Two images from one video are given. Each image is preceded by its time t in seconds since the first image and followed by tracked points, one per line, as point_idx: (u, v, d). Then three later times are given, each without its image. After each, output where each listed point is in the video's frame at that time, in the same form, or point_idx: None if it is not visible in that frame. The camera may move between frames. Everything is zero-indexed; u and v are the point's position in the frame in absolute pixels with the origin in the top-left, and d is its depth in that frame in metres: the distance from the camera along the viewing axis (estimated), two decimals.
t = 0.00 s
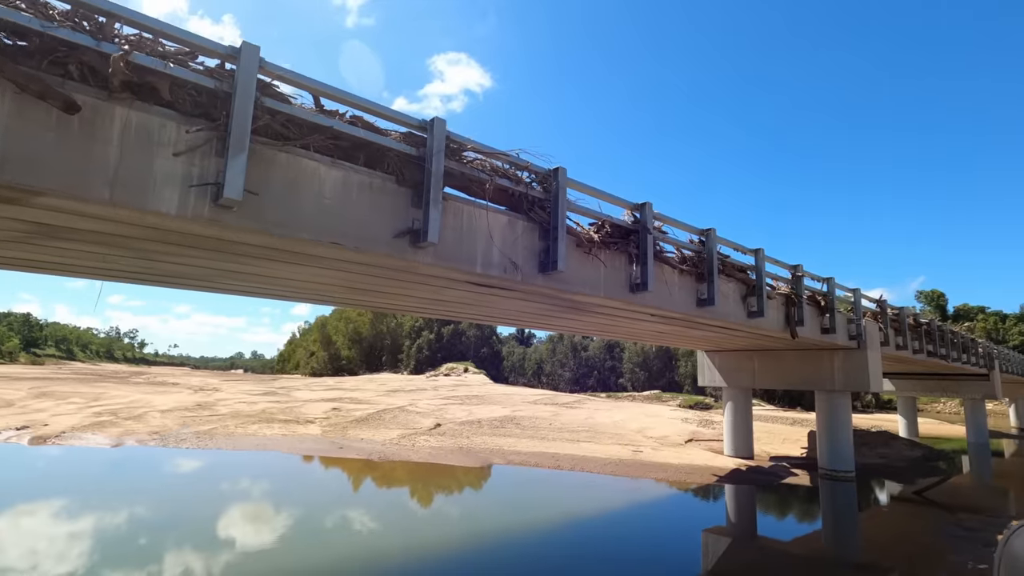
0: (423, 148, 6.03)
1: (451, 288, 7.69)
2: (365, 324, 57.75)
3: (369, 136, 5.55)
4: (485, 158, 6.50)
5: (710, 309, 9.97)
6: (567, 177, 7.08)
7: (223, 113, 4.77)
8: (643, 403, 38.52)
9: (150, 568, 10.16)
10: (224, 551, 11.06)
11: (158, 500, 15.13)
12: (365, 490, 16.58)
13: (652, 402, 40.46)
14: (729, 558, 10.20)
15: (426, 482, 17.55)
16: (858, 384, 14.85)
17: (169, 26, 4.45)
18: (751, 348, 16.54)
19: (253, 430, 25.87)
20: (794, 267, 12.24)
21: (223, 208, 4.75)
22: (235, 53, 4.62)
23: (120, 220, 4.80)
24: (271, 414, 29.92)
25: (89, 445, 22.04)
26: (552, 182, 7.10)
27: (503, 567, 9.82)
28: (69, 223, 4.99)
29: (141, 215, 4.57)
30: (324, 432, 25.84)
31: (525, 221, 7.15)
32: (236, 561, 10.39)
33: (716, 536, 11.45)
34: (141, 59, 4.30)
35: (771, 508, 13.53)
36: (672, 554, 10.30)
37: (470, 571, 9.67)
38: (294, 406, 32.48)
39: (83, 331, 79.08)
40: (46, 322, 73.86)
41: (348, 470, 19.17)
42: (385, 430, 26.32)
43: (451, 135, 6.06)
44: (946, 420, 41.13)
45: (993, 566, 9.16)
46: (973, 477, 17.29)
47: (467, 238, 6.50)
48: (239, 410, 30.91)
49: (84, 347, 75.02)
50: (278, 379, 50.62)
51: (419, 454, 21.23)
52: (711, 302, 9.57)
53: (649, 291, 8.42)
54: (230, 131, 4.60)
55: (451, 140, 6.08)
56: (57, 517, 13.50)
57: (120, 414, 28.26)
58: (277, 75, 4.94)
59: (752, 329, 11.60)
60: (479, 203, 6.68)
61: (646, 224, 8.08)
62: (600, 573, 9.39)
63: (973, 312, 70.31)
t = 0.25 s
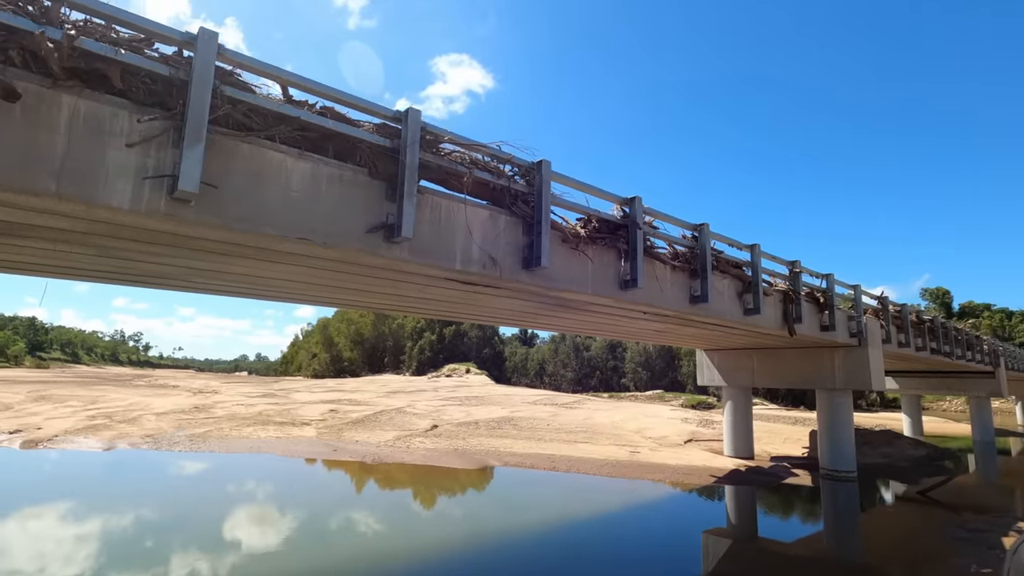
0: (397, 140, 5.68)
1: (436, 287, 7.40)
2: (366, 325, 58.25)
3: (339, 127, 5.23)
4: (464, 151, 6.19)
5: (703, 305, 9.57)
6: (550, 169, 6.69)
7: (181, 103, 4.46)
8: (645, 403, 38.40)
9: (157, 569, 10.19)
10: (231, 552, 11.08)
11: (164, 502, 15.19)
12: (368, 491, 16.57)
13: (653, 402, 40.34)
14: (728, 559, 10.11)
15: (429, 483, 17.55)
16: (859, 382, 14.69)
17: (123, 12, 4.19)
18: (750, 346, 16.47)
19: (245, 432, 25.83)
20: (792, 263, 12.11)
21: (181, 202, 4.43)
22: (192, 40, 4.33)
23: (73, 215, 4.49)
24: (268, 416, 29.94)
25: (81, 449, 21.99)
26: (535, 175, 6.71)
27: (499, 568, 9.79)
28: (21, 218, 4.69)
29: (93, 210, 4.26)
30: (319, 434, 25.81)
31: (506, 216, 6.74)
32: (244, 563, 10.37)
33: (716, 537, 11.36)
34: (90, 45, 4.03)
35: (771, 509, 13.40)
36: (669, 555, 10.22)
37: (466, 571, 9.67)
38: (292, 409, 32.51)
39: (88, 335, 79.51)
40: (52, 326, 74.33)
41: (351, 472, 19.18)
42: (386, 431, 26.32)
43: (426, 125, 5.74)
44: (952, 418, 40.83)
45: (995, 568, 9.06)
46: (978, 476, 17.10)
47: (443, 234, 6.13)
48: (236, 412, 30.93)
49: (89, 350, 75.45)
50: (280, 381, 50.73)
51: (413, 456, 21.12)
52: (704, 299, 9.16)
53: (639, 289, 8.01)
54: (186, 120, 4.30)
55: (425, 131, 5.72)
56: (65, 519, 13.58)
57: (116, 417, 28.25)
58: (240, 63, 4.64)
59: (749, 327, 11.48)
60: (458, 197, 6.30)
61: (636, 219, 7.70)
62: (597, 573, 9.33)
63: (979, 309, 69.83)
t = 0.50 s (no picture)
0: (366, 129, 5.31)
1: (416, 284, 7.15)
2: (366, 326, 58.38)
3: (303, 116, 4.87)
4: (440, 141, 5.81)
5: (695, 302, 9.43)
6: (532, 159, 6.39)
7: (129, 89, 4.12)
8: (645, 402, 38.34)
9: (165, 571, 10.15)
10: (236, 554, 11.04)
11: (169, 503, 15.21)
12: (368, 492, 16.53)
13: (654, 400, 40.31)
14: (729, 560, 10.02)
15: (431, 483, 17.56)
16: (858, 379, 14.57)
17: None
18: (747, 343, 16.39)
19: (237, 434, 25.77)
20: (787, 258, 12.01)
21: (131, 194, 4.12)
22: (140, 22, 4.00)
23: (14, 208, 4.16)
24: (261, 418, 29.88)
25: (74, 451, 21.88)
26: (516, 166, 6.39)
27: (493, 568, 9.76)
28: None
29: (34, 203, 3.93)
30: (312, 435, 25.70)
31: (486, 208, 6.42)
32: (246, 564, 10.32)
33: (715, 538, 11.25)
34: (25, 27, 3.69)
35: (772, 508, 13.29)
36: (665, 556, 10.14)
37: (461, 570, 9.68)
38: (287, 410, 32.47)
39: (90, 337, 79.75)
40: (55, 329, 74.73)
41: (353, 472, 19.17)
42: (379, 431, 26.30)
43: (397, 114, 5.38)
44: (954, 414, 40.70)
45: (999, 568, 8.94)
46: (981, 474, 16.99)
47: (418, 228, 5.81)
48: (230, 414, 30.86)
49: (91, 353, 75.73)
50: (281, 382, 50.77)
51: (404, 457, 20.99)
52: (694, 295, 9.00)
53: (625, 285, 7.79)
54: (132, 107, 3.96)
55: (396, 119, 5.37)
56: (69, 521, 13.58)
57: (112, 419, 28.27)
58: (193, 47, 4.29)
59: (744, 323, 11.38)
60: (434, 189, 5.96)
61: (623, 212, 7.45)
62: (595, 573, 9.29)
63: (981, 304, 69.60)
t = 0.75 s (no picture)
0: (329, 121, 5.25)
1: (388, 283, 7.06)
2: (363, 328, 58.08)
3: (259, 107, 4.79)
4: (408, 134, 5.76)
5: (681, 301, 9.38)
6: (507, 154, 6.34)
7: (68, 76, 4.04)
8: (641, 403, 38.30)
9: None
10: (236, 559, 10.90)
11: (167, 507, 15.13)
12: (365, 495, 16.42)
13: (650, 401, 40.28)
14: (721, 562, 9.96)
15: (428, 486, 17.46)
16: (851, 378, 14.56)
17: None
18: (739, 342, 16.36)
19: (219, 438, 25.45)
20: (777, 255, 12.00)
21: (70, 186, 3.99)
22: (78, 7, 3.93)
23: None
24: (251, 422, 29.66)
25: (44, 458, 21.34)
26: (490, 161, 6.36)
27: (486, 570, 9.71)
28: None
29: None
30: (300, 439, 25.46)
31: (460, 203, 6.35)
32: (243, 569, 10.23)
33: (708, 541, 11.15)
34: None
35: (767, 509, 13.26)
36: (655, 557, 10.08)
37: (450, 572, 9.65)
38: (276, 414, 32.23)
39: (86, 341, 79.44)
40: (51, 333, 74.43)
41: (350, 475, 19.07)
42: (367, 435, 26.14)
43: (362, 105, 5.31)
44: (951, 413, 40.76)
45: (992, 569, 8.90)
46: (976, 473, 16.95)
47: (386, 224, 5.73)
48: (219, 418, 30.61)
49: (87, 357, 75.43)
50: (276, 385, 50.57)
51: (392, 461, 20.78)
52: (680, 293, 8.96)
53: (607, 283, 7.73)
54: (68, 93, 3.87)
55: (361, 112, 5.30)
56: (66, 526, 13.48)
57: (96, 424, 28.02)
58: (136, 34, 4.23)
59: (733, 322, 11.34)
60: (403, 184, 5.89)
61: (603, 208, 7.41)
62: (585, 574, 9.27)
63: (978, 304, 69.71)
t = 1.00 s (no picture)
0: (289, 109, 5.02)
1: (362, 280, 6.90)
2: (360, 329, 57.67)
3: (212, 93, 4.56)
4: (375, 124, 5.54)
5: (667, 298, 9.33)
6: (481, 144, 6.13)
7: None
8: (638, 403, 38.29)
9: None
10: (236, 559, 10.86)
11: (167, 508, 15.11)
12: (363, 496, 16.36)
13: (647, 401, 40.25)
14: (715, 564, 9.91)
15: (425, 486, 17.41)
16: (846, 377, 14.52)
17: None
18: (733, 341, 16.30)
19: (212, 440, 25.41)
20: (768, 252, 11.96)
21: None
22: None
23: None
24: (240, 423, 29.57)
25: (35, 459, 21.29)
26: (464, 152, 6.16)
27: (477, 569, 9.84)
28: None
29: None
30: (288, 440, 25.32)
31: (432, 195, 6.11)
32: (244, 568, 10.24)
33: (701, 543, 11.08)
34: None
35: (766, 509, 13.24)
36: (646, 558, 10.15)
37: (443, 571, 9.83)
38: (269, 415, 32.17)
39: (84, 341, 79.42)
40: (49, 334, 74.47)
41: (348, 476, 19.01)
42: (357, 436, 26.08)
43: (324, 93, 5.08)
44: (949, 412, 40.72)
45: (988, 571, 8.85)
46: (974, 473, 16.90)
47: (352, 217, 5.52)
48: (211, 419, 30.52)
49: (86, 358, 75.46)
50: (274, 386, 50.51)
51: (380, 462, 20.66)
52: (666, 290, 8.90)
53: (590, 279, 7.63)
54: None
55: (323, 99, 5.08)
56: (66, 527, 13.46)
57: (83, 426, 27.93)
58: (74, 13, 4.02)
59: (723, 320, 11.29)
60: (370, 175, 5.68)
61: (585, 202, 7.31)
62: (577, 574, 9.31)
63: (978, 303, 69.67)
